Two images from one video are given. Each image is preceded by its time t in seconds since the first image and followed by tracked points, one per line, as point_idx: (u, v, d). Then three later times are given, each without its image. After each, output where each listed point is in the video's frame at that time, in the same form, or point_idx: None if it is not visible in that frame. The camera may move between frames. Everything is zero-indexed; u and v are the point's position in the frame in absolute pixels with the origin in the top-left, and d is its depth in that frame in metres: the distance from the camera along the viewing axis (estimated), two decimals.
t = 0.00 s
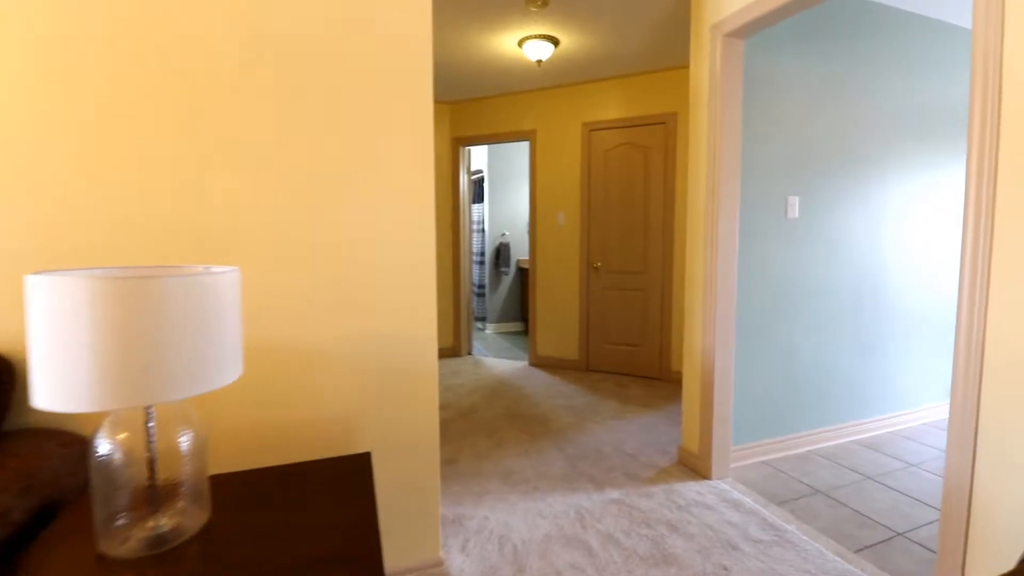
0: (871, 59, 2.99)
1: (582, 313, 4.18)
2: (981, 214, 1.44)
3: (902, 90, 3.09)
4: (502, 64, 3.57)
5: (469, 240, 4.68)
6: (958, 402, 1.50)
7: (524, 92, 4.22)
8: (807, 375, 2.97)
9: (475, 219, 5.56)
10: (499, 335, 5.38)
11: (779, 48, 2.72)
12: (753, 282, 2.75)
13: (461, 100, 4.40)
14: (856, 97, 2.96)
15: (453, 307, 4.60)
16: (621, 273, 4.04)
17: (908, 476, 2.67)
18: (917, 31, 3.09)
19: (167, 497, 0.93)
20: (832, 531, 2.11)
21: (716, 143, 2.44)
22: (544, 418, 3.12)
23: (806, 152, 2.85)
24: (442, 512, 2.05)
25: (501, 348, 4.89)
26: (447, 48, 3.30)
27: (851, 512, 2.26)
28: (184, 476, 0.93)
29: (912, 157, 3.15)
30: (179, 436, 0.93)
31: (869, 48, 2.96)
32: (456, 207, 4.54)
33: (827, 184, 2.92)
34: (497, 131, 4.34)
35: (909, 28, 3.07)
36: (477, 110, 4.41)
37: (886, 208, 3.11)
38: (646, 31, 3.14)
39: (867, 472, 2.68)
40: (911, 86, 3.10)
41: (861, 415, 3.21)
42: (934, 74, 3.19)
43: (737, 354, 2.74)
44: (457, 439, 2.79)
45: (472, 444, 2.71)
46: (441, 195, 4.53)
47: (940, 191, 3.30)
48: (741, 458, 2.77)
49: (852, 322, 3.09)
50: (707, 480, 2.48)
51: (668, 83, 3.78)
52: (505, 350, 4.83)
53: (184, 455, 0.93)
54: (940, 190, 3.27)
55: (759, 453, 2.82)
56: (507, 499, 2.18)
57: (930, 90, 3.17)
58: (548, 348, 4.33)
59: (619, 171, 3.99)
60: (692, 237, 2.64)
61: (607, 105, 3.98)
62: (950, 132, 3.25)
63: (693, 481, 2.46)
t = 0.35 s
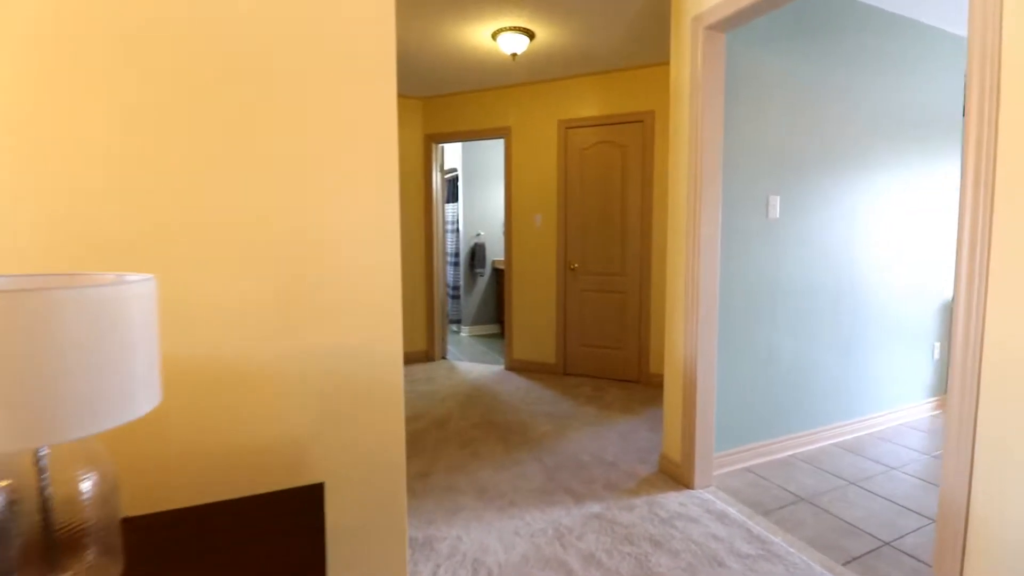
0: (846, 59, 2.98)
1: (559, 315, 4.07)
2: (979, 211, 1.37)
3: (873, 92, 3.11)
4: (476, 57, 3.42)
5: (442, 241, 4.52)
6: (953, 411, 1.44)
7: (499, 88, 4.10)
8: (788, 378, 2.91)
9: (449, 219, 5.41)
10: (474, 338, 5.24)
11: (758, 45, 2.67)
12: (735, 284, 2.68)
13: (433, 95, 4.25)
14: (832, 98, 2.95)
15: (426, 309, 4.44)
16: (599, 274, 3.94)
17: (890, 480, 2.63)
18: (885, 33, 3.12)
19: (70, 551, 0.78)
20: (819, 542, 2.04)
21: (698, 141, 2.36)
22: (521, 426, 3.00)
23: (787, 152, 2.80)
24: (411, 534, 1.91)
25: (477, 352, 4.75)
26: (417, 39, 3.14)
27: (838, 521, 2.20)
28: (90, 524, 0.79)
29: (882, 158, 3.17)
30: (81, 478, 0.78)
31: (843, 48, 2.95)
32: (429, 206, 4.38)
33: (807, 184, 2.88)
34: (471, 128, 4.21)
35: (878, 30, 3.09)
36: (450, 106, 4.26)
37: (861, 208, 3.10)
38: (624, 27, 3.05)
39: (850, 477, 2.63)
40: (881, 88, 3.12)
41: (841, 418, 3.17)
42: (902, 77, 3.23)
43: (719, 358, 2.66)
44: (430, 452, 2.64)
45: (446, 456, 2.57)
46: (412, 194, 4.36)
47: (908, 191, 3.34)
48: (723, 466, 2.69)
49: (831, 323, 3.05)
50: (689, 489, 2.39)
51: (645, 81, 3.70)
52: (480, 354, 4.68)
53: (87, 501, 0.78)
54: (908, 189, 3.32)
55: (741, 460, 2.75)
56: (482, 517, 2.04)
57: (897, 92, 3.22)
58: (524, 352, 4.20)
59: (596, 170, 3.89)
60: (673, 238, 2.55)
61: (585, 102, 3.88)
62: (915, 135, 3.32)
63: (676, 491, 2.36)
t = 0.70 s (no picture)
0: (825, 59, 2.97)
1: (538, 317, 3.98)
2: (974, 210, 1.32)
3: (851, 93, 3.12)
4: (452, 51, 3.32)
5: (419, 240, 4.39)
6: (947, 416, 1.39)
7: (476, 85, 3.99)
8: (770, 380, 2.88)
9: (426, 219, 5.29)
10: (452, 340, 5.12)
11: (740, 42, 2.62)
12: (718, 285, 2.62)
13: (409, 90, 4.12)
14: (812, 97, 2.92)
15: (402, 311, 4.31)
16: (579, 275, 3.87)
17: (872, 483, 2.61)
18: (860, 35, 3.14)
19: None
20: (805, 550, 1.99)
21: (681, 137, 2.29)
22: (500, 432, 2.90)
23: (769, 151, 2.76)
24: (383, 553, 1.79)
25: (454, 354, 4.63)
26: (391, 31, 3.02)
27: (823, 527, 2.16)
28: None
29: (858, 158, 3.18)
30: None
31: (822, 47, 2.94)
32: (405, 205, 4.25)
33: (789, 184, 2.85)
34: (447, 124, 4.09)
35: (853, 31, 3.10)
36: (426, 102, 4.14)
37: (840, 209, 3.09)
38: (604, 22, 2.97)
39: (832, 480, 2.60)
40: (855, 89, 3.13)
41: (821, 419, 3.15)
42: (877, 78, 3.25)
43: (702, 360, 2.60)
44: (404, 462, 2.52)
45: (421, 466, 2.46)
46: (387, 193, 4.23)
47: (884, 191, 3.35)
48: (706, 471, 2.63)
49: (811, 324, 3.03)
50: (673, 497, 2.32)
51: (625, 79, 3.65)
52: (458, 357, 4.57)
53: None
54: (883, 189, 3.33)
55: (724, 464, 2.70)
56: (459, 533, 1.94)
57: (872, 93, 3.24)
58: (503, 355, 4.10)
59: (576, 169, 3.81)
60: (655, 238, 2.48)
61: (563, 100, 3.80)
62: (889, 136, 3.35)
63: (659, 499, 2.29)
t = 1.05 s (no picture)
0: (803, 57, 2.95)
1: (517, 318, 3.89)
2: (964, 207, 1.28)
3: (829, 92, 3.11)
4: (426, 45, 3.21)
5: (394, 240, 4.27)
6: (937, 420, 1.34)
7: (452, 80, 3.88)
8: (752, 381, 2.84)
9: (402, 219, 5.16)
10: (429, 342, 5.00)
11: (721, 38, 2.58)
12: (699, 285, 2.57)
13: (382, 86, 4.00)
14: (790, 95, 2.91)
15: (376, 313, 4.18)
16: (558, 275, 3.79)
17: (854, 484, 2.59)
18: (837, 34, 3.13)
19: None
20: (791, 556, 1.94)
21: (661, 134, 2.23)
22: (478, 439, 2.81)
23: (749, 149, 2.73)
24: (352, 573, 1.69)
25: (431, 357, 4.51)
26: (362, 23, 2.90)
27: (809, 532, 2.12)
28: None
29: (835, 158, 3.18)
30: None
31: (800, 46, 2.93)
32: (379, 204, 4.13)
33: (768, 183, 2.82)
34: (423, 121, 3.98)
35: (831, 30, 3.09)
36: (400, 98, 4.01)
37: (817, 207, 3.08)
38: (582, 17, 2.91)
39: (814, 481, 2.57)
40: (833, 89, 3.13)
41: (801, 418, 3.14)
42: (854, 77, 3.26)
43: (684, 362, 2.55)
44: (377, 472, 2.41)
45: (395, 477, 2.35)
46: (360, 191, 4.10)
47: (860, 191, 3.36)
48: (689, 475, 2.58)
49: (791, 323, 3.01)
50: (655, 503, 2.26)
51: (604, 76, 3.59)
52: (435, 360, 4.45)
53: None
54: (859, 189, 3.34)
55: (706, 467, 2.65)
56: (433, 548, 1.84)
57: (850, 93, 3.24)
58: (481, 358, 3.99)
59: (554, 167, 3.74)
60: (636, 238, 2.41)
61: (542, 96, 3.72)
62: (865, 135, 3.36)
63: (642, 506, 2.23)
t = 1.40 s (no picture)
0: (778, 55, 2.93)
1: (491, 319, 3.78)
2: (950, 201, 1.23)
3: (802, 91, 3.10)
4: (396, 35, 3.08)
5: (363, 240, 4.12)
6: (925, 424, 1.29)
7: (423, 74, 3.76)
8: (729, 382, 2.80)
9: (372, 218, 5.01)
10: (401, 345, 4.85)
11: (698, 33, 2.53)
12: (677, 284, 2.52)
13: (351, 79, 3.85)
14: (765, 93, 2.88)
15: (345, 315, 4.03)
16: (533, 275, 3.71)
17: (832, 485, 2.56)
18: (811, 33, 3.13)
19: None
20: (772, 562, 1.89)
21: (638, 128, 2.16)
22: (450, 445, 2.70)
23: (725, 147, 2.69)
24: None
25: (403, 360, 4.37)
26: (327, 10, 2.76)
27: (788, 536, 2.07)
28: None
29: (809, 157, 3.17)
30: None
31: (775, 43, 2.91)
32: (348, 202, 3.97)
33: (745, 181, 2.79)
34: (393, 116, 3.84)
35: (805, 29, 3.09)
36: (369, 92, 3.87)
37: (791, 206, 3.07)
38: (557, 10, 2.83)
39: (792, 483, 2.54)
40: (807, 88, 3.13)
41: (777, 418, 3.11)
42: (827, 77, 3.26)
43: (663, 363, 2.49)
44: (343, 485, 2.28)
45: (361, 489, 2.23)
46: (328, 188, 3.94)
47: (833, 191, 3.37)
48: (667, 480, 2.51)
49: (767, 323, 2.99)
50: (633, 510, 2.19)
51: (579, 72, 3.52)
52: (407, 363, 4.31)
53: None
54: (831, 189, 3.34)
55: (685, 471, 2.58)
56: (400, 566, 1.73)
57: (823, 91, 3.24)
58: (455, 360, 3.86)
59: (529, 164, 3.65)
60: (612, 236, 2.34)
61: (515, 92, 3.63)
62: (838, 134, 3.36)
63: (619, 513, 2.15)
